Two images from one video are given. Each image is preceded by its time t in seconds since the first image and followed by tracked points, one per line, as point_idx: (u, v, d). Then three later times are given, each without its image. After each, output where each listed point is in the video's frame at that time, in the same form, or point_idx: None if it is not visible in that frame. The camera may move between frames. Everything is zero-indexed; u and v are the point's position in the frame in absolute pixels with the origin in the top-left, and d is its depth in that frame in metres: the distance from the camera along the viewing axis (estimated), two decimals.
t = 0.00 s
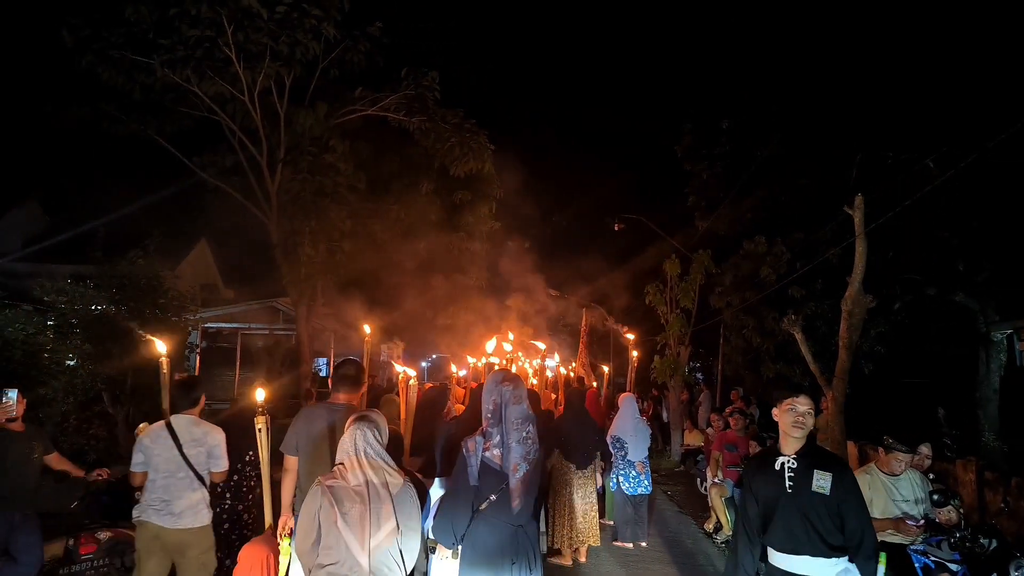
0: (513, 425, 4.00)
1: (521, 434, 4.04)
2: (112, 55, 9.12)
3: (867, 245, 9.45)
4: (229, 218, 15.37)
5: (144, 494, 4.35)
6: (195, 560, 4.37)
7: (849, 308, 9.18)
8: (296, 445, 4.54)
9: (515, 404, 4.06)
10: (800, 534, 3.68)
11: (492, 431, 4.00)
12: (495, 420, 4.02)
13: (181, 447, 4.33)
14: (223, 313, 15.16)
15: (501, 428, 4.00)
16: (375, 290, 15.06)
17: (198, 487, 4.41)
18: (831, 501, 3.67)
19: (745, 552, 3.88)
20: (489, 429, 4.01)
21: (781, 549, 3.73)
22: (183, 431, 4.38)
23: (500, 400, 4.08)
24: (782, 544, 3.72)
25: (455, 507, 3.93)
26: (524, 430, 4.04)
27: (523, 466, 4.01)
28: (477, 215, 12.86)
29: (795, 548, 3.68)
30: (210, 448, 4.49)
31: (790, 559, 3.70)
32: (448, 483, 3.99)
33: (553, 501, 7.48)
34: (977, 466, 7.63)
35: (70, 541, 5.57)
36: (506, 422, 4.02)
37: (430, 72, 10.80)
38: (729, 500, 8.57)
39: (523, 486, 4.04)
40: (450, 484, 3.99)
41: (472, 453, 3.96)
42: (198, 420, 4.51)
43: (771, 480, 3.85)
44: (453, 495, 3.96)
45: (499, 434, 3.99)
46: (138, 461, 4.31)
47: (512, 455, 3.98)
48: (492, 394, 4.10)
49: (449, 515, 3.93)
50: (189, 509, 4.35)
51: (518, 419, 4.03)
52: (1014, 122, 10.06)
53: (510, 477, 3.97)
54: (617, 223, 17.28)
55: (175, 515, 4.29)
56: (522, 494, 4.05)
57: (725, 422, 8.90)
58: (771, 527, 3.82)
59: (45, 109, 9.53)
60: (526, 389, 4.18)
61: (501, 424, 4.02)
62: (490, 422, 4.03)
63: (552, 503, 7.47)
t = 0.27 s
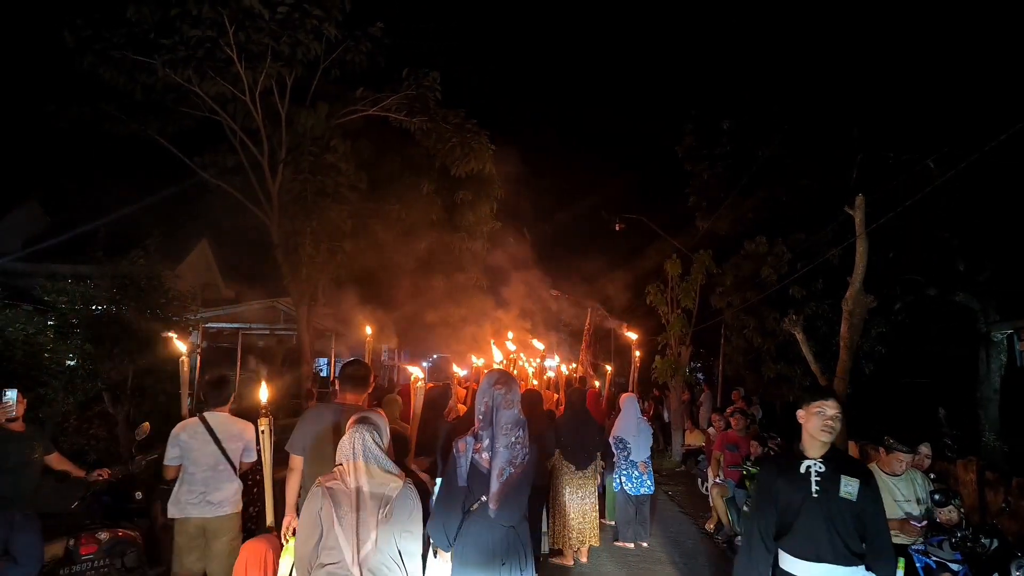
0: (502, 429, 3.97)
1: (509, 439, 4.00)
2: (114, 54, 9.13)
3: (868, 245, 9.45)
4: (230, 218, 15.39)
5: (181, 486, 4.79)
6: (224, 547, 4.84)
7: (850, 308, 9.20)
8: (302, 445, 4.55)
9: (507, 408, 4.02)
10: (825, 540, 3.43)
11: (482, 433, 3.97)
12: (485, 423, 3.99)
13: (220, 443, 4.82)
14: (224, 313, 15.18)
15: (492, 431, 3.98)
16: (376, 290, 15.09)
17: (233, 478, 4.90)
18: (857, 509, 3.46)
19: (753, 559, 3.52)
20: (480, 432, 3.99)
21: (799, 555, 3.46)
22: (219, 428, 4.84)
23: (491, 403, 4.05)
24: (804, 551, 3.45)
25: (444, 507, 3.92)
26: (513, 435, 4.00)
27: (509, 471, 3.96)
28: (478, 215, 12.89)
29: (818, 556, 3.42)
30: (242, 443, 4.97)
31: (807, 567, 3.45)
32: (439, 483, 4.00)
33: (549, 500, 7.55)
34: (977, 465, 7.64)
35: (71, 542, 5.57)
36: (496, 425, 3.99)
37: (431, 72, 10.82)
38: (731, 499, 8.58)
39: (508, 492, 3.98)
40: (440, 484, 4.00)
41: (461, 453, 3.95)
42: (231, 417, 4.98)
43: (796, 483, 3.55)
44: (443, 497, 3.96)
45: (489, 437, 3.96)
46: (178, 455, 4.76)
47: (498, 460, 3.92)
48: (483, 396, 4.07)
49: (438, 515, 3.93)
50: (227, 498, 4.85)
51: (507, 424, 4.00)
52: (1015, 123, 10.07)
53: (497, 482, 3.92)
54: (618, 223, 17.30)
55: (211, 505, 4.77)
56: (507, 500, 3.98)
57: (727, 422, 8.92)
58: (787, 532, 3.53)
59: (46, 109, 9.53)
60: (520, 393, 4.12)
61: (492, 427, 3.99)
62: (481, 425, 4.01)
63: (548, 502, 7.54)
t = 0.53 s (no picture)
0: (497, 429, 4.00)
1: (505, 439, 4.01)
2: (114, 54, 9.14)
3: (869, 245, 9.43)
4: (230, 217, 15.39)
5: (198, 478, 5.10)
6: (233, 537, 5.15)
7: (851, 307, 9.21)
8: (305, 444, 4.58)
9: (502, 408, 4.04)
10: (859, 546, 3.31)
11: (477, 432, 4.00)
12: (480, 422, 4.03)
13: (236, 437, 5.17)
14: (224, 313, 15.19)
15: (486, 431, 4.00)
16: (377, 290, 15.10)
17: (247, 470, 5.24)
18: (893, 513, 3.39)
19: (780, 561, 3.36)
20: (475, 431, 4.01)
21: (829, 559, 3.32)
22: (237, 424, 5.21)
23: (486, 402, 4.09)
24: (835, 555, 3.32)
25: (441, 506, 3.98)
26: (509, 436, 4.01)
27: (504, 471, 3.97)
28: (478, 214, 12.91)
29: (850, 561, 3.31)
30: (255, 438, 5.33)
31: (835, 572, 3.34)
32: (436, 482, 4.04)
33: (550, 501, 7.55)
34: (977, 465, 7.66)
35: (71, 541, 5.57)
36: (491, 425, 4.01)
37: (431, 72, 10.84)
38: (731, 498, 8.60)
39: (505, 492, 3.98)
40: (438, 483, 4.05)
41: (455, 452, 3.99)
42: (245, 413, 5.33)
43: (834, 486, 3.39)
44: (441, 495, 4.01)
45: (483, 436, 3.99)
46: (195, 449, 5.08)
47: (493, 460, 3.95)
48: (479, 396, 4.11)
49: (435, 514, 3.99)
50: (242, 489, 5.18)
51: (502, 424, 4.02)
52: (1014, 122, 10.08)
53: (492, 481, 3.94)
54: (618, 222, 17.31)
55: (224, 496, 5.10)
56: (505, 500, 3.98)
57: (727, 421, 8.93)
58: (818, 535, 3.39)
59: (46, 109, 9.53)
60: (517, 392, 4.12)
61: (487, 427, 4.02)
62: (476, 424, 4.04)
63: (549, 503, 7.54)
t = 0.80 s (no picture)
0: (492, 427, 3.97)
1: (501, 437, 3.99)
2: (112, 54, 9.13)
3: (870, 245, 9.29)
4: (230, 218, 15.40)
5: (208, 475, 5.24)
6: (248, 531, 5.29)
7: (851, 306, 9.20)
8: (305, 442, 4.56)
9: (497, 405, 4.02)
10: (885, 548, 3.30)
11: (472, 429, 3.98)
12: (475, 420, 4.00)
13: (240, 434, 5.24)
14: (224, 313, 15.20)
15: (481, 428, 3.98)
16: (377, 290, 15.11)
17: (251, 466, 5.30)
18: (919, 516, 3.39)
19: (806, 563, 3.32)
20: (470, 428, 3.99)
21: (854, 560, 3.31)
22: (241, 421, 5.29)
23: (481, 400, 4.06)
24: (861, 558, 3.30)
25: (438, 503, 3.95)
26: (504, 433, 3.99)
27: (501, 469, 3.94)
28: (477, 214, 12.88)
29: (874, 563, 3.30)
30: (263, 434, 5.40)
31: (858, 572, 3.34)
32: (432, 480, 4.02)
33: (550, 500, 7.54)
34: (978, 463, 7.66)
35: (71, 541, 5.56)
36: (487, 422, 3.99)
37: (430, 71, 10.83)
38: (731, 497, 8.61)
39: (501, 490, 3.95)
40: (433, 481, 4.02)
41: (450, 449, 3.97)
42: (249, 410, 5.39)
43: (865, 488, 3.35)
44: (437, 492, 3.98)
45: (478, 434, 3.96)
46: (202, 447, 5.21)
47: (488, 457, 3.92)
48: (474, 393, 4.08)
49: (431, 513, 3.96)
50: (247, 484, 5.26)
51: (497, 422, 4.00)
52: (1014, 120, 10.07)
53: (488, 480, 3.92)
54: (618, 222, 17.32)
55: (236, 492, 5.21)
56: (501, 498, 3.95)
57: (727, 420, 8.93)
58: (845, 537, 3.36)
59: (46, 110, 9.53)
60: (512, 389, 4.10)
61: (482, 424, 3.99)
62: (472, 421, 4.02)
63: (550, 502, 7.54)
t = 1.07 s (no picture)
0: (488, 425, 3.95)
1: (497, 434, 3.96)
2: (112, 51, 9.11)
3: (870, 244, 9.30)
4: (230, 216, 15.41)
5: (209, 466, 5.45)
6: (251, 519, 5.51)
7: (850, 306, 9.18)
8: (303, 440, 4.60)
9: (492, 403, 4.00)
10: (893, 549, 3.30)
11: (468, 428, 3.97)
12: (471, 418, 4.00)
13: (241, 427, 5.44)
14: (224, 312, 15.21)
15: (477, 427, 3.97)
16: (377, 288, 15.11)
17: (251, 458, 5.49)
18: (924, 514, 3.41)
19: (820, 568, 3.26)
20: (466, 427, 3.99)
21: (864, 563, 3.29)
22: (241, 415, 5.48)
23: (478, 398, 4.06)
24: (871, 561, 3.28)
25: (437, 502, 3.96)
26: (500, 431, 3.96)
27: (497, 467, 3.92)
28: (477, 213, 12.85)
29: (884, 564, 3.29)
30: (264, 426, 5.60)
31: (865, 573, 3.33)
32: (432, 479, 4.02)
33: (549, 499, 7.54)
34: (977, 463, 7.65)
35: (68, 537, 5.53)
36: (482, 420, 3.97)
37: (430, 70, 10.82)
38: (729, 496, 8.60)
39: (497, 488, 3.93)
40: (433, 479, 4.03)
41: (446, 448, 3.97)
42: (249, 404, 5.60)
43: (872, 490, 3.32)
44: (437, 491, 3.99)
45: (474, 432, 3.95)
46: (205, 439, 5.43)
47: (484, 455, 3.91)
48: (470, 392, 4.08)
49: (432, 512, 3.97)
50: (247, 475, 5.45)
51: (493, 420, 3.97)
52: (1013, 120, 10.07)
53: (484, 478, 3.91)
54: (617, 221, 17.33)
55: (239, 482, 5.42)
56: (498, 496, 3.93)
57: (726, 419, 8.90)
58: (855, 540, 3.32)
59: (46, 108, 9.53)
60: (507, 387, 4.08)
61: (478, 423, 3.99)
62: (468, 420, 4.01)
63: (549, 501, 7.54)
